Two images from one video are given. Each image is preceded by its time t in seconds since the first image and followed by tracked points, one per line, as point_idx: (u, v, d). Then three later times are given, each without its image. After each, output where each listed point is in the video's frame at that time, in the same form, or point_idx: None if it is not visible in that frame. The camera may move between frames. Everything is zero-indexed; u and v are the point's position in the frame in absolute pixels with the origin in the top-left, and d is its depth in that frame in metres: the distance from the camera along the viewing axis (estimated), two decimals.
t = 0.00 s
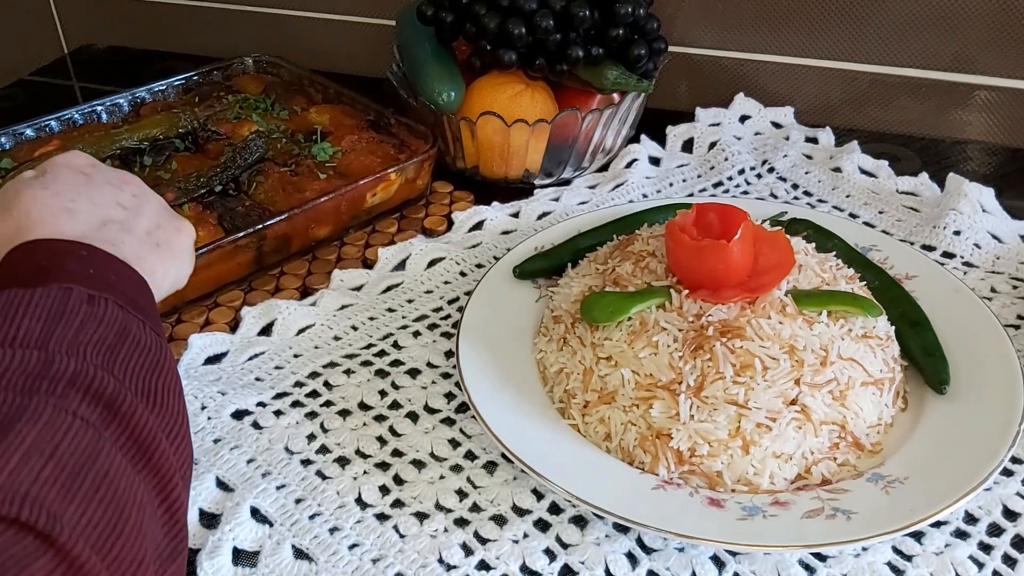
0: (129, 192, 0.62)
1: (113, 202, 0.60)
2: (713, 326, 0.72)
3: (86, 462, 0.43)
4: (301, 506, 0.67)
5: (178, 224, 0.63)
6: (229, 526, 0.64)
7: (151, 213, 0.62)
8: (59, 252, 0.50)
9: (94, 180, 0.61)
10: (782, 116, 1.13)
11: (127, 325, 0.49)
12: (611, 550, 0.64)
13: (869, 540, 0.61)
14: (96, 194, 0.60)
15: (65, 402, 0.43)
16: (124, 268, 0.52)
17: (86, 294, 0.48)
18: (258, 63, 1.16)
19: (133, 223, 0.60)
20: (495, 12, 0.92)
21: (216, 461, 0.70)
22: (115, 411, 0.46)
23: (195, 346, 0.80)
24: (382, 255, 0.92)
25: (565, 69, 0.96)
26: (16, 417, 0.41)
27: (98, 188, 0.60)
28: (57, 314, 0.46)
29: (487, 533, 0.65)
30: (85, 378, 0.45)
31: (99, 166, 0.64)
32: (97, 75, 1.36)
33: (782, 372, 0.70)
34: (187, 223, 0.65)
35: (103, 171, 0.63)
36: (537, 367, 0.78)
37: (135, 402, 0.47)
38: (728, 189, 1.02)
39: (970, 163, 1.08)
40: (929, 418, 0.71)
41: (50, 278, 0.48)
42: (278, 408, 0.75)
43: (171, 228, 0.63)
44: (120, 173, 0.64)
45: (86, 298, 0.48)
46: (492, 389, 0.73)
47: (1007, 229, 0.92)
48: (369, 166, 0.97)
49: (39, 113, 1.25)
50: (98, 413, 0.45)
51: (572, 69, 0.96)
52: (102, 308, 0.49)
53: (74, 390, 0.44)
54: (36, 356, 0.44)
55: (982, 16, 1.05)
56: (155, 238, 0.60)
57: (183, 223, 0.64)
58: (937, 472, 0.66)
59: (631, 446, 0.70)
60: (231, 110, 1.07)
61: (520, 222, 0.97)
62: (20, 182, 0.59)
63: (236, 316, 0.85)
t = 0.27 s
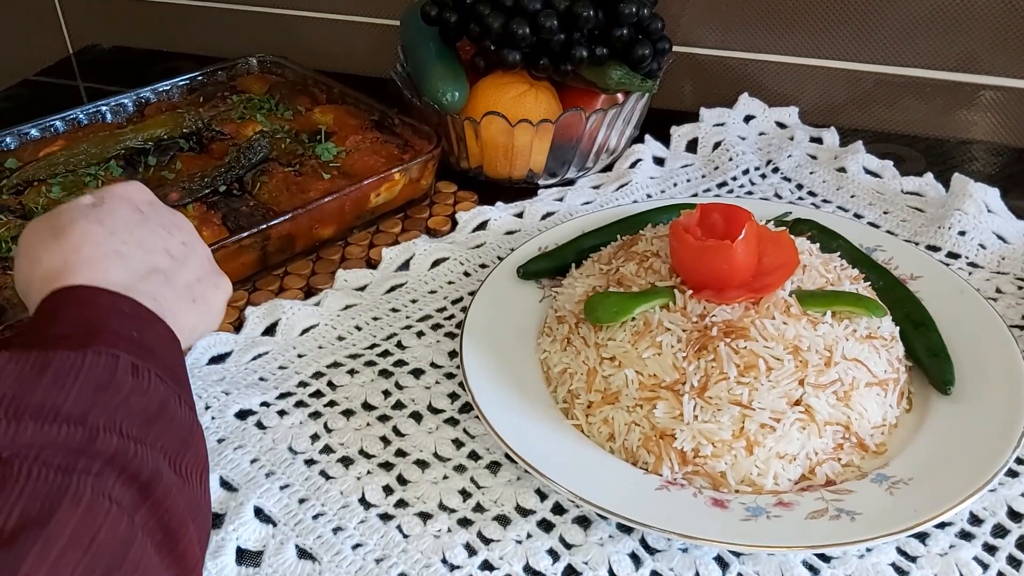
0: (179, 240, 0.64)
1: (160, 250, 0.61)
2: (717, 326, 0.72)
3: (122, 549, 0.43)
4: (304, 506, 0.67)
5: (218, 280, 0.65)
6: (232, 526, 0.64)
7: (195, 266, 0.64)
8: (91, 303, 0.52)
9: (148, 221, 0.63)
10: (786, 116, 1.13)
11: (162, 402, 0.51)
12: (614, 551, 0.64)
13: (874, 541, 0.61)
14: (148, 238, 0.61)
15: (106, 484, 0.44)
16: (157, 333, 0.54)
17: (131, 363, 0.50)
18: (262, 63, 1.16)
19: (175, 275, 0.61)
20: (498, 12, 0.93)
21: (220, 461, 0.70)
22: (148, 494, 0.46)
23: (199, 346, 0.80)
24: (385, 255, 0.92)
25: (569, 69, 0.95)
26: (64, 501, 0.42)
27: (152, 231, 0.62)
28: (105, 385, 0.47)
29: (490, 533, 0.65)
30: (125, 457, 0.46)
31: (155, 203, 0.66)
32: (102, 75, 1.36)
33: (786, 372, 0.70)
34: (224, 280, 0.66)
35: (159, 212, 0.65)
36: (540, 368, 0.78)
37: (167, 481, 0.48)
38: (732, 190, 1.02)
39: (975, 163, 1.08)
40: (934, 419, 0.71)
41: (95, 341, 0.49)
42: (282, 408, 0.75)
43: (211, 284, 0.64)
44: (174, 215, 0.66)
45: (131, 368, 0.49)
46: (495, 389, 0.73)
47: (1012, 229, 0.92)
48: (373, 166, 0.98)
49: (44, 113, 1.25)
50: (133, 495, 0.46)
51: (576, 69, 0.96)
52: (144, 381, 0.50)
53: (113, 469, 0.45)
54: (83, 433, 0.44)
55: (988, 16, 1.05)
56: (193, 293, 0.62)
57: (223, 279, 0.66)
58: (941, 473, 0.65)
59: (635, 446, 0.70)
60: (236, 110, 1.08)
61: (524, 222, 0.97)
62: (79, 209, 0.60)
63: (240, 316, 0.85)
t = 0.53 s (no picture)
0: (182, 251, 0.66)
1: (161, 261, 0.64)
2: (723, 327, 0.72)
3: None
4: (311, 506, 0.67)
5: (218, 292, 0.67)
6: (238, 526, 0.64)
7: (195, 278, 0.66)
8: (81, 327, 0.53)
9: (154, 230, 0.65)
10: (792, 116, 1.13)
11: (157, 434, 0.53)
12: (620, 552, 0.64)
13: (881, 543, 0.61)
14: (149, 250, 0.63)
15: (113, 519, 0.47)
16: (147, 357, 0.55)
17: (124, 395, 0.51)
18: (268, 64, 1.16)
19: (172, 290, 0.64)
20: (504, 13, 0.93)
21: (226, 461, 0.70)
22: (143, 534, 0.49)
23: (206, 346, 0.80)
24: (391, 256, 0.92)
25: (574, 70, 0.95)
26: (65, 546, 0.44)
27: (155, 242, 0.64)
28: (100, 421, 0.49)
29: (496, 534, 0.65)
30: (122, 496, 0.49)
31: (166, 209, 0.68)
32: (109, 76, 1.37)
33: (792, 373, 0.70)
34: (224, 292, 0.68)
35: (167, 220, 0.67)
36: (546, 368, 0.78)
37: (161, 517, 0.51)
38: (738, 190, 1.02)
39: (982, 163, 1.08)
40: (941, 420, 0.71)
41: (88, 371, 0.50)
42: (288, 408, 0.75)
43: (210, 298, 0.67)
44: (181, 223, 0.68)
45: (125, 399, 0.51)
46: (501, 390, 0.73)
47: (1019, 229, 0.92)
48: (378, 167, 0.98)
49: (51, 114, 1.26)
50: (126, 536, 0.48)
51: (581, 70, 0.96)
52: (139, 414, 0.52)
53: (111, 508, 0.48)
54: (82, 475, 0.47)
55: (995, 16, 1.05)
56: (189, 309, 0.64)
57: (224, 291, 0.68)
58: (948, 474, 0.65)
59: (641, 447, 0.70)
60: (242, 111, 1.08)
61: (529, 223, 0.97)
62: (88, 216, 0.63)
63: (246, 316, 0.85)
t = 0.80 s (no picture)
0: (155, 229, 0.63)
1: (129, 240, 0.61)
2: (728, 327, 0.72)
3: None
4: (315, 507, 0.67)
5: (188, 275, 0.65)
6: (244, 526, 0.64)
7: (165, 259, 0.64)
8: (41, 311, 0.51)
9: (127, 206, 0.62)
10: (797, 116, 1.13)
11: (124, 432, 0.51)
12: (625, 552, 0.64)
13: (886, 544, 0.60)
14: (120, 226, 0.60)
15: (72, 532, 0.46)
16: (109, 344, 0.54)
17: (88, 390, 0.50)
18: (273, 65, 1.17)
19: (139, 269, 0.62)
20: (509, 13, 0.93)
21: (231, 461, 0.70)
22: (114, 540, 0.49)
23: (211, 347, 0.80)
24: (396, 257, 0.92)
25: (579, 70, 0.95)
26: (36, 564, 0.43)
27: (126, 218, 0.61)
28: (67, 422, 0.47)
29: (500, 535, 0.65)
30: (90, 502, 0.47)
31: (142, 179, 0.65)
32: (114, 78, 1.37)
33: (797, 374, 0.70)
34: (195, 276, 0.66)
35: (143, 193, 0.64)
36: (551, 369, 0.78)
37: (130, 522, 0.50)
38: (743, 190, 1.02)
39: (988, 163, 1.08)
40: (946, 421, 0.71)
41: (50, 364, 0.48)
42: (293, 409, 0.76)
43: (180, 279, 0.65)
44: (157, 197, 0.65)
45: (88, 394, 0.50)
46: (506, 390, 0.73)
47: None
48: (383, 168, 0.98)
49: (56, 115, 1.26)
50: (95, 546, 0.47)
51: (586, 70, 0.96)
52: (104, 411, 0.50)
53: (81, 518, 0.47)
54: (52, 487, 0.45)
55: (1001, 16, 1.05)
56: (156, 290, 0.63)
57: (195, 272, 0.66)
58: (953, 475, 0.65)
59: (646, 447, 0.69)
60: (247, 112, 1.08)
61: (534, 224, 0.97)
62: (53, 180, 0.59)
63: (252, 317, 0.85)
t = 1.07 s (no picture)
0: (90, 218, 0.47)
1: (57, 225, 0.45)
2: (731, 327, 0.72)
3: None
4: (319, 507, 0.67)
5: (128, 278, 0.50)
6: (247, 526, 0.65)
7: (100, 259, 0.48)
8: None
9: (57, 190, 0.45)
10: (801, 116, 1.13)
11: None
12: (628, 552, 0.64)
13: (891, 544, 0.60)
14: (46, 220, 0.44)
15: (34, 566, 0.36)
16: None
17: None
18: (276, 65, 1.17)
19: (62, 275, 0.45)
20: (512, 13, 0.93)
21: (235, 461, 0.70)
22: None
23: (215, 347, 0.80)
24: (399, 257, 0.92)
25: (582, 70, 0.95)
26: None
27: (55, 206, 0.45)
28: None
29: (504, 535, 0.65)
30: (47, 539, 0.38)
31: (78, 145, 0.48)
32: (118, 78, 1.37)
33: (801, 374, 0.69)
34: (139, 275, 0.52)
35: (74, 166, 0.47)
36: (554, 369, 0.78)
37: None
38: (746, 190, 1.02)
39: (992, 163, 1.07)
40: (950, 421, 0.71)
41: None
42: (297, 409, 0.76)
43: (118, 284, 0.50)
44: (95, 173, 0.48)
45: None
46: (509, 390, 0.73)
47: None
48: (386, 168, 0.98)
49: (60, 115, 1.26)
50: None
51: (589, 70, 0.96)
52: None
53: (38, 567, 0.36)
54: None
55: (1005, 15, 1.04)
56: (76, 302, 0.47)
57: (136, 265, 0.51)
58: (958, 476, 0.65)
59: (649, 447, 0.69)
60: (250, 113, 1.08)
61: (537, 224, 0.97)
62: None
63: (255, 317, 0.85)
